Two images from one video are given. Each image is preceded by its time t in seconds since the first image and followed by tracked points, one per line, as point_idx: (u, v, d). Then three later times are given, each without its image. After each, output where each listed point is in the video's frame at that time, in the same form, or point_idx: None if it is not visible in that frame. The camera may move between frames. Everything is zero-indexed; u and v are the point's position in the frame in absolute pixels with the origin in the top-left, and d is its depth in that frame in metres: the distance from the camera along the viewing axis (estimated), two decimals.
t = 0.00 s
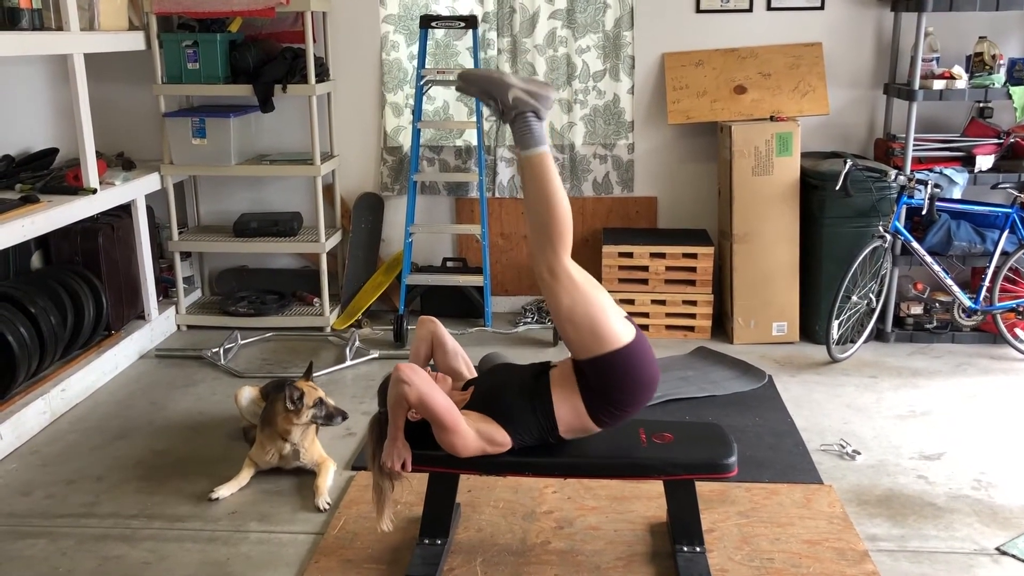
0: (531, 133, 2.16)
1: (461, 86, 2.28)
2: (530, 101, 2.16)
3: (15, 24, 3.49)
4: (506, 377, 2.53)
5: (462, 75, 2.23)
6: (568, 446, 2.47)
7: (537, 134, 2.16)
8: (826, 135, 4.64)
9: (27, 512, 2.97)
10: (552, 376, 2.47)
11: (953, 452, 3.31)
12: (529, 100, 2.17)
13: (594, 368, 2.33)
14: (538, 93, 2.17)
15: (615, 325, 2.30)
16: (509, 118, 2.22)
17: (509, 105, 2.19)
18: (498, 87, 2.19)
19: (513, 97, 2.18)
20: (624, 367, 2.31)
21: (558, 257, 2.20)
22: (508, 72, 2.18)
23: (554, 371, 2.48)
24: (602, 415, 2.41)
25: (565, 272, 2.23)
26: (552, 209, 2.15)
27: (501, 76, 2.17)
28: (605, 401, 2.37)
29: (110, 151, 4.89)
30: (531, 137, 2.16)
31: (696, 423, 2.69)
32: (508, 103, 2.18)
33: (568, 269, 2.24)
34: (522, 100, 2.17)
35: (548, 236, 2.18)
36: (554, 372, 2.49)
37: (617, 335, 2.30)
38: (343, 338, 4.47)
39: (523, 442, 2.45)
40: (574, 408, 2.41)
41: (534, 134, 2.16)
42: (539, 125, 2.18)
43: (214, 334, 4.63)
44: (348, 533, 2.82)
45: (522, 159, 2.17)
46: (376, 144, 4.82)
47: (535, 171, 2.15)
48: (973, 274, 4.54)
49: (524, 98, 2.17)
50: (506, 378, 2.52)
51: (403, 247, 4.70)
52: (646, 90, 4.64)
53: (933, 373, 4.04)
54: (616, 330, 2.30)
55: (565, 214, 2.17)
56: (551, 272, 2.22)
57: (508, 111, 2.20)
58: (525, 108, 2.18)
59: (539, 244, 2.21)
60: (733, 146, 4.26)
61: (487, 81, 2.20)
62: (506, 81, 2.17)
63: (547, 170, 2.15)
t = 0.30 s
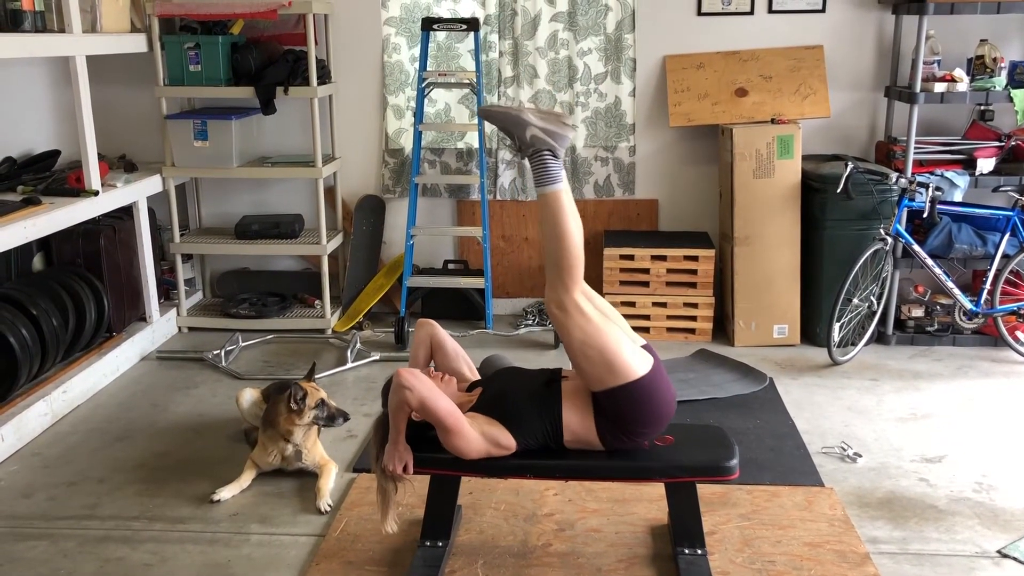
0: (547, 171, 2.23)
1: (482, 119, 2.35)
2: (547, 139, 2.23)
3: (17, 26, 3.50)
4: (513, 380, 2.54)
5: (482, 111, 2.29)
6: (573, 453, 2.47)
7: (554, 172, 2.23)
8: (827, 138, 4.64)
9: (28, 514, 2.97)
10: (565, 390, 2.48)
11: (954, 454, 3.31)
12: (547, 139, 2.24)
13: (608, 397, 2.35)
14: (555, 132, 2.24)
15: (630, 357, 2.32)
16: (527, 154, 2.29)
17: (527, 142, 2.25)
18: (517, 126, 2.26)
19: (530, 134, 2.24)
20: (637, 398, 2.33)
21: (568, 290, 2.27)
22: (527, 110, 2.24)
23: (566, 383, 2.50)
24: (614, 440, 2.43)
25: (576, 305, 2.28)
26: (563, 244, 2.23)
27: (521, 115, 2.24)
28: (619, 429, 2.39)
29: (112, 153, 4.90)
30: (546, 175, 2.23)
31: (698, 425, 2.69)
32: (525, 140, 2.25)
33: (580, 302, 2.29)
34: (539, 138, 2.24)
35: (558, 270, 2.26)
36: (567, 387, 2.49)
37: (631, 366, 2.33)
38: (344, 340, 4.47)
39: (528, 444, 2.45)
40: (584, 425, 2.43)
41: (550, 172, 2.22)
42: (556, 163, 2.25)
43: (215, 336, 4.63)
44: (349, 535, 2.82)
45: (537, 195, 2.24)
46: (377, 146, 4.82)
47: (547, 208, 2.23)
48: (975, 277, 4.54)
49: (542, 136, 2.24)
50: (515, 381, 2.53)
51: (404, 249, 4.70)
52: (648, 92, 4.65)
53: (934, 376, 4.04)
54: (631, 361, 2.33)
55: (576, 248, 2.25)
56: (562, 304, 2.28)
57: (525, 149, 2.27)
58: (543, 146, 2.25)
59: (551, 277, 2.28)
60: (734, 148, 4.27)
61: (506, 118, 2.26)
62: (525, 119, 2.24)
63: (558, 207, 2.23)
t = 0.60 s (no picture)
0: (573, 177, 2.25)
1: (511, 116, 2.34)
2: (575, 144, 2.23)
3: (18, 29, 3.50)
4: (516, 384, 2.54)
5: (510, 110, 2.29)
6: (574, 456, 2.47)
7: (579, 178, 2.25)
8: (827, 141, 4.64)
9: (29, 516, 2.97)
10: (569, 394, 2.49)
11: (955, 457, 3.31)
12: (574, 143, 2.24)
13: (614, 406, 2.37)
14: (584, 137, 2.25)
15: (639, 368, 2.35)
16: (553, 155, 2.30)
17: (555, 145, 2.26)
18: (545, 128, 2.25)
19: (559, 137, 2.24)
20: (645, 408, 2.34)
21: (587, 296, 2.29)
22: (556, 113, 2.24)
23: (570, 388, 2.50)
24: (616, 449, 2.43)
25: (592, 312, 2.30)
26: (586, 250, 2.25)
27: (550, 118, 2.24)
28: (623, 437, 2.39)
29: (112, 156, 4.90)
30: (573, 180, 2.24)
31: (698, 428, 2.69)
32: (553, 143, 2.25)
33: (597, 310, 2.31)
34: (567, 142, 2.24)
35: (579, 276, 2.27)
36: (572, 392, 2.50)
37: (640, 376, 2.35)
38: (344, 342, 4.48)
39: (530, 448, 2.45)
40: (588, 431, 2.43)
41: (576, 178, 2.24)
42: (581, 168, 2.27)
43: (215, 339, 4.63)
44: (350, 538, 2.82)
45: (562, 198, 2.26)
46: (378, 149, 4.82)
47: (573, 212, 2.24)
48: (974, 280, 4.54)
49: (569, 140, 2.24)
50: (518, 385, 2.54)
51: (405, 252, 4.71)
52: (648, 95, 4.65)
53: (934, 378, 4.04)
54: (640, 372, 2.35)
55: (598, 256, 2.26)
56: (579, 310, 2.30)
57: (552, 150, 2.28)
58: (570, 150, 2.26)
59: (570, 282, 2.30)
60: (734, 151, 4.27)
61: (535, 120, 2.26)
62: (554, 122, 2.24)
63: (584, 212, 2.24)
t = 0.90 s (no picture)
0: (577, 175, 2.25)
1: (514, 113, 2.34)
2: (580, 142, 2.24)
3: (16, 31, 3.50)
4: (514, 385, 2.55)
5: (515, 107, 2.28)
6: (572, 457, 2.48)
7: (583, 176, 2.26)
8: (825, 141, 4.65)
9: (27, 517, 2.97)
10: (566, 394, 2.49)
11: (953, 458, 3.31)
12: (579, 141, 2.25)
13: (614, 406, 2.38)
14: (588, 136, 2.26)
15: (639, 368, 2.37)
16: (557, 154, 2.30)
17: (559, 144, 2.26)
18: (550, 125, 2.26)
19: (563, 136, 2.25)
20: (645, 408, 2.36)
21: (590, 296, 2.30)
22: (561, 111, 2.25)
23: (568, 389, 2.51)
24: (615, 449, 2.43)
25: (595, 311, 2.31)
26: (590, 250, 2.26)
27: (556, 116, 2.24)
28: (622, 438, 2.40)
29: (111, 157, 4.91)
30: (576, 178, 2.25)
31: (696, 429, 2.69)
32: (557, 141, 2.26)
33: (600, 309, 2.32)
34: (572, 141, 2.25)
35: (582, 276, 2.28)
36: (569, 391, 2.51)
37: (640, 377, 2.37)
38: (343, 344, 4.48)
39: (528, 449, 2.45)
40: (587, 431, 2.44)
41: (580, 176, 2.25)
42: (585, 167, 2.28)
43: (214, 340, 4.63)
44: (348, 539, 2.82)
45: (565, 197, 2.26)
46: (377, 150, 4.83)
47: (577, 212, 2.25)
48: (973, 280, 4.54)
49: (574, 138, 2.25)
50: (516, 386, 2.53)
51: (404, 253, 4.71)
52: (646, 96, 4.65)
53: (933, 379, 4.04)
54: (640, 372, 2.37)
55: (601, 257, 2.27)
56: (582, 309, 2.31)
57: (556, 149, 2.29)
58: (574, 148, 2.26)
59: (573, 282, 2.30)
60: (733, 152, 4.27)
61: (540, 118, 2.26)
62: (559, 120, 2.24)
63: (587, 212, 2.25)
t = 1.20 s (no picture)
0: (549, 156, 2.18)
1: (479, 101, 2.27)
2: (548, 123, 2.17)
3: (13, 30, 3.49)
4: (509, 385, 2.54)
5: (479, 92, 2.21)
6: (570, 455, 2.48)
7: (555, 156, 2.18)
8: (823, 140, 4.65)
9: (25, 517, 2.97)
10: (558, 387, 2.49)
11: (951, 456, 3.31)
12: (547, 122, 2.18)
13: (603, 388, 2.34)
14: (555, 115, 2.18)
15: (627, 348, 2.31)
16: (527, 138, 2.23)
17: (527, 126, 2.19)
18: (516, 109, 2.18)
19: (531, 118, 2.18)
20: (634, 389, 2.32)
21: (575, 277, 2.24)
22: (526, 92, 2.17)
23: (560, 384, 2.50)
24: (605, 431, 2.43)
25: (581, 292, 2.25)
26: (571, 230, 2.19)
27: (520, 98, 2.16)
28: (612, 420, 2.40)
29: (109, 156, 4.90)
30: (549, 159, 2.17)
31: (694, 427, 2.69)
32: (525, 124, 2.19)
33: (585, 291, 2.26)
34: (540, 122, 2.18)
35: (564, 256, 2.22)
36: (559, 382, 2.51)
37: (629, 358, 2.32)
38: (341, 343, 4.47)
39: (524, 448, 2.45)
40: (580, 424, 2.43)
41: (552, 156, 2.17)
42: (556, 147, 2.20)
43: (212, 339, 4.63)
44: (347, 538, 2.82)
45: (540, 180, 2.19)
46: (375, 149, 4.82)
47: (552, 194, 2.18)
48: (970, 279, 4.54)
49: (542, 120, 2.18)
50: (510, 386, 2.53)
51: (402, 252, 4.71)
52: (644, 95, 4.65)
53: (931, 377, 4.05)
54: (629, 353, 2.32)
55: (582, 237, 2.21)
56: (568, 291, 2.25)
57: (525, 133, 2.21)
58: (543, 130, 2.19)
59: (556, 264, 2.24)
60: (731, 151, 4.27)
61: (504, 102, 2.18)
62: (525, 102, 2.17)
63: (563, 192, 2.18)
